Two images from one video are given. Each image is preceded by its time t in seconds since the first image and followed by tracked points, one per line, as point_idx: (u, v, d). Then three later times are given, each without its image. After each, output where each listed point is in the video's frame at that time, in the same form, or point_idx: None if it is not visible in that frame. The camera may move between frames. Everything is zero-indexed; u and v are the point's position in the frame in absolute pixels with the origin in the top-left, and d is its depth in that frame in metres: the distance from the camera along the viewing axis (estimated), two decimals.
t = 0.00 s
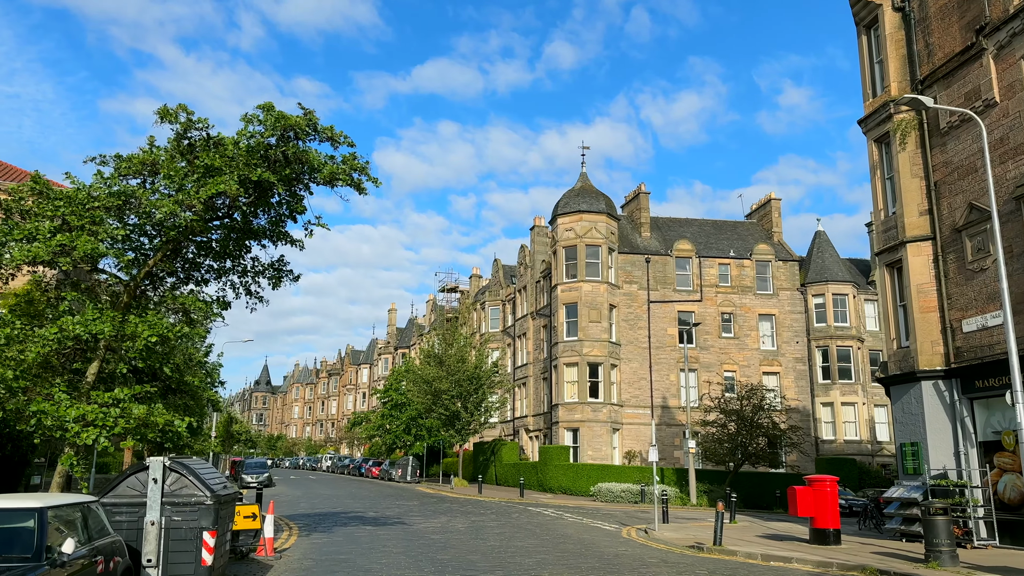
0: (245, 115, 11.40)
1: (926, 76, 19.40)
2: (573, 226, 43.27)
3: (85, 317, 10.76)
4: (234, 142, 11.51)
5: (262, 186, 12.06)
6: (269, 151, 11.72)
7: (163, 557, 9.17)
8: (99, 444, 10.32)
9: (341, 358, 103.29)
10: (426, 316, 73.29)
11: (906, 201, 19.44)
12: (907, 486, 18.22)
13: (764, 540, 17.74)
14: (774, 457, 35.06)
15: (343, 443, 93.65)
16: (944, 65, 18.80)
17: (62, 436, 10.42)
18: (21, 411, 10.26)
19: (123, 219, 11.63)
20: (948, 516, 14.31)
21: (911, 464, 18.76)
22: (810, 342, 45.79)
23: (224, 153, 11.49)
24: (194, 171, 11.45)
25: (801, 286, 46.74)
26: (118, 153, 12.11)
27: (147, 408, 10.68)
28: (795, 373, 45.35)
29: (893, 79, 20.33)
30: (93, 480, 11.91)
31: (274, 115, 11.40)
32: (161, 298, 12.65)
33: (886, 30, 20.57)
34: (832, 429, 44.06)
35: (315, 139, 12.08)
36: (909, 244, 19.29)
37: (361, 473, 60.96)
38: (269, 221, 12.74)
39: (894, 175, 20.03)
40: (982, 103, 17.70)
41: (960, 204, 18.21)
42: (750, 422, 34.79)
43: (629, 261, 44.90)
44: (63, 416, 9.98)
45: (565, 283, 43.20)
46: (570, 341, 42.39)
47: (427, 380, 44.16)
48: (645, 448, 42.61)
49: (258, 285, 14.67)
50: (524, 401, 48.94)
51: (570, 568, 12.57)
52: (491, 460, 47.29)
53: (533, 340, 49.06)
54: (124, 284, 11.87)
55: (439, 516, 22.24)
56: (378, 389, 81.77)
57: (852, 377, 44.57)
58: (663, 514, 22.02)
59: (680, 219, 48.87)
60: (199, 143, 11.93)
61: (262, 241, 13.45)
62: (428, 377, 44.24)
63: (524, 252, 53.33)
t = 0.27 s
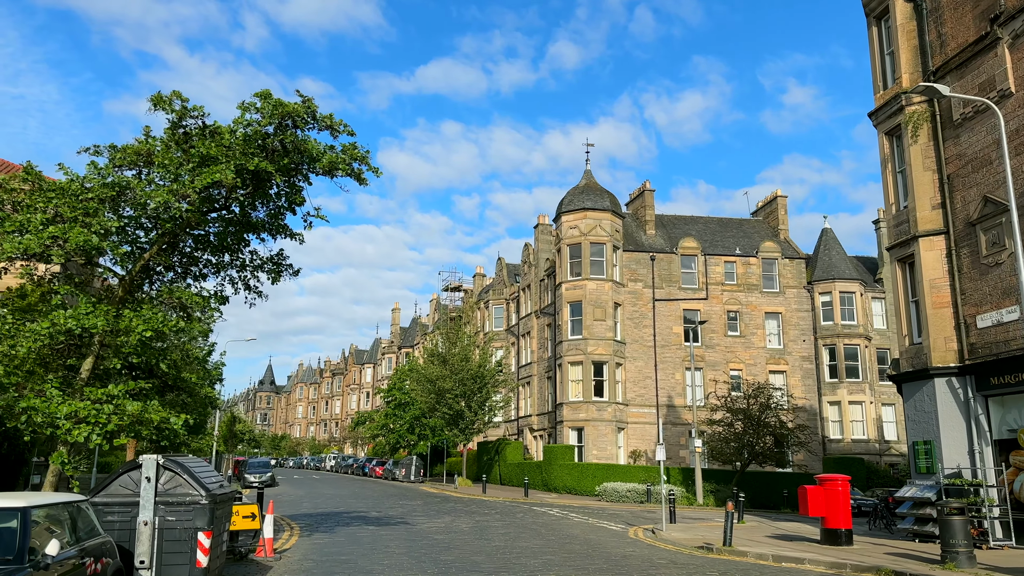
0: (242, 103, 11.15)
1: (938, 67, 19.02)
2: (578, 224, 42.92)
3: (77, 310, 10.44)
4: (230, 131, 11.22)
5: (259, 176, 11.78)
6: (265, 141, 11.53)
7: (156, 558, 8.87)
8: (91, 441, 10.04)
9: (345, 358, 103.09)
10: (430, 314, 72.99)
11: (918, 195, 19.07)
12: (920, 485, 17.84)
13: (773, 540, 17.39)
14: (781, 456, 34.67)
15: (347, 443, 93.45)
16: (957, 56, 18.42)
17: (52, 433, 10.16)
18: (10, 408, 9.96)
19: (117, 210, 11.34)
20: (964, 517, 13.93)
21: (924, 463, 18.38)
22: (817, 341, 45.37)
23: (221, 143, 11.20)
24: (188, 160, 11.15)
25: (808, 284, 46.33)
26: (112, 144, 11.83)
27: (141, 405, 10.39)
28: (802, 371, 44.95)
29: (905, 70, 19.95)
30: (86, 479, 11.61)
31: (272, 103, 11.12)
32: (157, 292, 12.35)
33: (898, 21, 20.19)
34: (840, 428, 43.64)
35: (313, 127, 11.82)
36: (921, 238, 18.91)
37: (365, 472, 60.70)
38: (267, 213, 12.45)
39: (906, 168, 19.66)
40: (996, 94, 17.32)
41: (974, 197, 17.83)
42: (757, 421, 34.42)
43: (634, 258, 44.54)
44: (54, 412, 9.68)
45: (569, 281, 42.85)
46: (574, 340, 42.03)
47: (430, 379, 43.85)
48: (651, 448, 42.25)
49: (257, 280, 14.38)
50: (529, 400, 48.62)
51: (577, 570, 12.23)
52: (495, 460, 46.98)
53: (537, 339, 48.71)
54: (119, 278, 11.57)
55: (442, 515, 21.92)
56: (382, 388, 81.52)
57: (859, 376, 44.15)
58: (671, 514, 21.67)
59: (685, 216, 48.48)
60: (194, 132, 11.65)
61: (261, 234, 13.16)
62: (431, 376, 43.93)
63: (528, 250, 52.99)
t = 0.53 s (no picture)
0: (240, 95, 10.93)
1: (954, 60, 18.60)
2: (584, 223, 42.53)
3: (71, 310, 10.15)
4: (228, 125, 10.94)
5: (259, 171, 11.50)
6: (265, 134, 11.22)
7: (150, 565, 8.57)
8: (85, 445, 9.70)
9: (350, 358, 102.90)
10: (435, 315, 72.69)
11: (933, 190, 18.67)
12: (936, 486, 17.43)
13: (787, 543, 17.02)
14: (791, 457, 34.23)
15: (352, 443, 93.27)
16: (973, 48, 18.00)
17: (44, 436, 9.82)
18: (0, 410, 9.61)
19: (112, 206, 11.03)
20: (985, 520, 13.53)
21: (940, 464, 17.99)
22: (827, 340, 44.87)
23: (219, 136, 10.90)
24: (186, 155, 10.85)
25: (817, 283, 45.86)
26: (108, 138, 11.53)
27: (136, 406, 10.06)
28: (811, 371, 44.47)
29: (919, 64, 19.53)
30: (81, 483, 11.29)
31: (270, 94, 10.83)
32: (155, 289, 12.05)
33: (912, 13, 19.77)
34: (850, 429, 43.20)
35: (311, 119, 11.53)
36: (937, 235, 18.51)
37: (371, 473, 60.48)
38: (268, 210, 12.15)
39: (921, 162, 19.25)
40: (1014, 86, 16.89)
41: (991, 192, 17.40)
42: (767, 421, 33.96)
43: (641, 258, 44.14)
44: (47, 414, 9.36)
45: (575, 280, 42.47)
46: (581, 340, 41.67)
47: (436, 379, 43.54)
48: (658, 448, 41.85)
49: (258, 277, 14.09)
50: (535, 400, 48.27)
51: None
52: (501, 461, 46.63)
53: (543, 338, 48.35)
54: (114, 275, 11.26)
55: (448, 518, 21.60)
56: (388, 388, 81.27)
57: (870, 375, 43.74)
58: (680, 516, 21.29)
59: (692, 215, 48.06)
60: (192, 125, 11.36)
61: (262, 231, 12.86)
62: (437, 376, 43.62)
63: (534, 249, 52.63)
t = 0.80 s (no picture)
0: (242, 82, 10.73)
1: (972, 50, 18.21)
2: (592, 220, 42.19)
3: (70, 302, 9.89)
4: (231, 113, 10.69)
5: (263, 160, 11.26)
6: (268, 121, 10.99)
7: (150, 564, 8.33)
8: (84, 441, 9.44)
9: (357, 358, 102.76)
10: (442, 314, 72.43)
11: (951, 182, 18.30)
12: (955, 485, 17.06)
13: (802, 543, 16.67)
14: (802, 456, 33.80)
15: (360, 443, 93.11)
16: (992, 36, 17.61)
17: (40, 431, 9.56)
18: None
19: (111, 198, 10.76)
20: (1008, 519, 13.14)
21: (959, 461, 17.63)
22: (837, 337, 44.41)
23: (222, 125, 10.64)
24: (188, 144, 10.59)
25: (827, 280, 45.41)
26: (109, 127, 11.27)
27: (137, 401, 9.80)
28: (822, 369, 44.01)
29: (936, 54, 19.15)
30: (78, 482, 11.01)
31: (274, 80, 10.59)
32: (157, 283, 11.78)
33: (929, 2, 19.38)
34: (861, 427, 42.72)
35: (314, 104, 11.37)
36: (954, 228, 18.14)
37: (378, 472, 60.26)
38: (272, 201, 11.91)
39: (938, 154, 18.88)
40: None
41: (1011, 184, 17.02)
42: (778, 420, 33.55)
43: (650, 255, 43.76)
44: (44, 408, 9.09)
45: (583, 278, 42.13)
46: (589, 338, 41.32)
47: (443, 378, 43.26)
48: (667, 447, 41.49)
49: (261, 271, 13.83)
50: (543, 399, 47.95)
51: None
52: (509, 460, 46.33)
53: (550, 337, 48.02)
54: (115, 268, 10.98)
55: (456, 517, 21.29)
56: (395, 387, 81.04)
57: (880, 373, 43.19)
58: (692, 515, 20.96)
59: (701, 212, 47.66)
60: (194, 113, 11.09)
61: (266, 223, 12.59)
62: (444, 374, 43.34)
63: (541, 247, 52.31)
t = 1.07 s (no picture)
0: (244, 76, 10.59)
1: (993, 40, 17.75)
2: (601, 219, 41.79)
3: (68, 300, 9.60)
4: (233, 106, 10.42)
5: (267, 155, 11.00)
6: (271, 113, 10.74)
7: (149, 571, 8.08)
8: (81, 443, 9.15)
9: (366, 358, 102.63)
10: (450, 313, 72.14)
11: (971, 176, 17.85)
12: (977, 487, 16.58)
13: (820, 547, 16.24)
14: (816, 457, 33.31)
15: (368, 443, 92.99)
16: (1014, 26, 17.14)
17: (36, 433, 9.27)
18: None
19: (111, 193, 10.47)
20: None
21: (981, 463, 17.17)
22: (850, 337, 43.86)
23: (224, 118, 10.37)
24: (190, 138, 10.33)
25: (840, 279, 44.87)
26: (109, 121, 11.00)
27: (137, 403, 9.50)
28: (835, 369, 43.46)
29: (955, 46, 18.69)
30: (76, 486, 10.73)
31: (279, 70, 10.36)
32: (159, 281, 11.49)
33: None
34: (875, 428, 42.18)
35: (320, 95, 11.20)
36: (975, 223, 17.69)
37: (386, 473, 60.02)
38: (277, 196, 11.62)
39: (958, 148, 18.43)
40: None
41: None
42: (791, 420, 33.07)
43: (660, 254, 43.32)
44: (38, 410, 8.80)
45: (593, 277, 41.72)
46: (599, 337, 40.91)
47: (451, 378, 42.94)
48: (678, 448, 41.06)
49: (266, 268, 13.53)
50: (552, 399, 47.58)
51: None
52: (518, 460, 45.98)
53: (560, 337, 47.63)
54: (115, 266, 10.69)
55: (465, 520, 20.96)
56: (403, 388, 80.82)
57: (895, 373, 42.72)
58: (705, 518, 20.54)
59: (711, 210, 47.18)
60: (196, 106, 10.82)
61: (270, 220, 12.30)
62: (452, 374, 43.02)
63: (550, 247, 51.92)
